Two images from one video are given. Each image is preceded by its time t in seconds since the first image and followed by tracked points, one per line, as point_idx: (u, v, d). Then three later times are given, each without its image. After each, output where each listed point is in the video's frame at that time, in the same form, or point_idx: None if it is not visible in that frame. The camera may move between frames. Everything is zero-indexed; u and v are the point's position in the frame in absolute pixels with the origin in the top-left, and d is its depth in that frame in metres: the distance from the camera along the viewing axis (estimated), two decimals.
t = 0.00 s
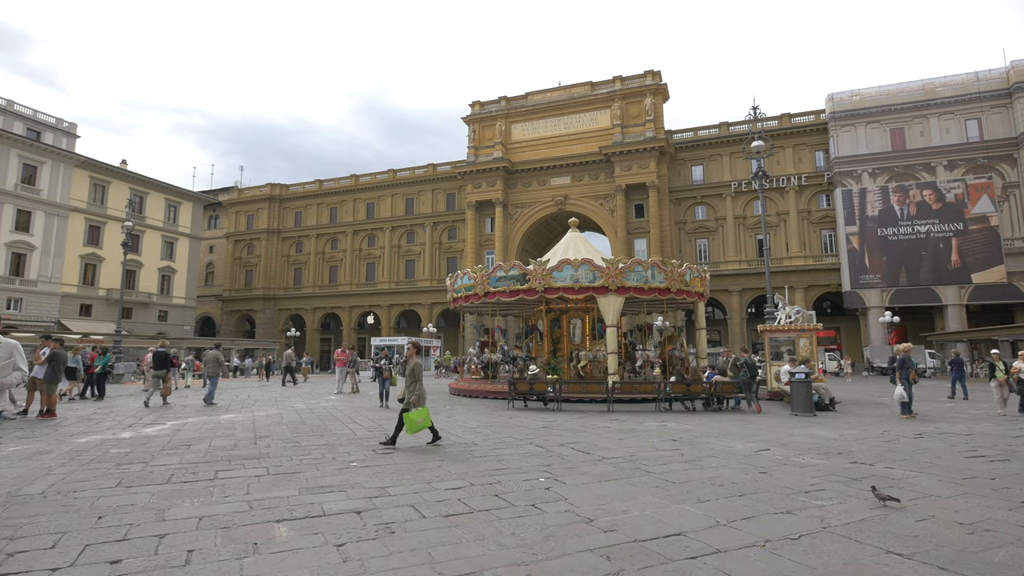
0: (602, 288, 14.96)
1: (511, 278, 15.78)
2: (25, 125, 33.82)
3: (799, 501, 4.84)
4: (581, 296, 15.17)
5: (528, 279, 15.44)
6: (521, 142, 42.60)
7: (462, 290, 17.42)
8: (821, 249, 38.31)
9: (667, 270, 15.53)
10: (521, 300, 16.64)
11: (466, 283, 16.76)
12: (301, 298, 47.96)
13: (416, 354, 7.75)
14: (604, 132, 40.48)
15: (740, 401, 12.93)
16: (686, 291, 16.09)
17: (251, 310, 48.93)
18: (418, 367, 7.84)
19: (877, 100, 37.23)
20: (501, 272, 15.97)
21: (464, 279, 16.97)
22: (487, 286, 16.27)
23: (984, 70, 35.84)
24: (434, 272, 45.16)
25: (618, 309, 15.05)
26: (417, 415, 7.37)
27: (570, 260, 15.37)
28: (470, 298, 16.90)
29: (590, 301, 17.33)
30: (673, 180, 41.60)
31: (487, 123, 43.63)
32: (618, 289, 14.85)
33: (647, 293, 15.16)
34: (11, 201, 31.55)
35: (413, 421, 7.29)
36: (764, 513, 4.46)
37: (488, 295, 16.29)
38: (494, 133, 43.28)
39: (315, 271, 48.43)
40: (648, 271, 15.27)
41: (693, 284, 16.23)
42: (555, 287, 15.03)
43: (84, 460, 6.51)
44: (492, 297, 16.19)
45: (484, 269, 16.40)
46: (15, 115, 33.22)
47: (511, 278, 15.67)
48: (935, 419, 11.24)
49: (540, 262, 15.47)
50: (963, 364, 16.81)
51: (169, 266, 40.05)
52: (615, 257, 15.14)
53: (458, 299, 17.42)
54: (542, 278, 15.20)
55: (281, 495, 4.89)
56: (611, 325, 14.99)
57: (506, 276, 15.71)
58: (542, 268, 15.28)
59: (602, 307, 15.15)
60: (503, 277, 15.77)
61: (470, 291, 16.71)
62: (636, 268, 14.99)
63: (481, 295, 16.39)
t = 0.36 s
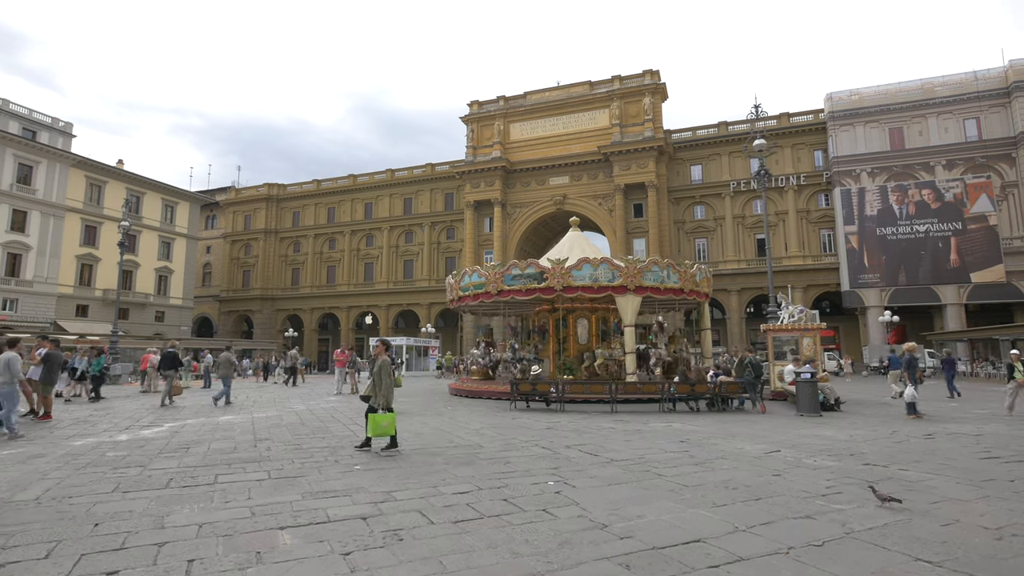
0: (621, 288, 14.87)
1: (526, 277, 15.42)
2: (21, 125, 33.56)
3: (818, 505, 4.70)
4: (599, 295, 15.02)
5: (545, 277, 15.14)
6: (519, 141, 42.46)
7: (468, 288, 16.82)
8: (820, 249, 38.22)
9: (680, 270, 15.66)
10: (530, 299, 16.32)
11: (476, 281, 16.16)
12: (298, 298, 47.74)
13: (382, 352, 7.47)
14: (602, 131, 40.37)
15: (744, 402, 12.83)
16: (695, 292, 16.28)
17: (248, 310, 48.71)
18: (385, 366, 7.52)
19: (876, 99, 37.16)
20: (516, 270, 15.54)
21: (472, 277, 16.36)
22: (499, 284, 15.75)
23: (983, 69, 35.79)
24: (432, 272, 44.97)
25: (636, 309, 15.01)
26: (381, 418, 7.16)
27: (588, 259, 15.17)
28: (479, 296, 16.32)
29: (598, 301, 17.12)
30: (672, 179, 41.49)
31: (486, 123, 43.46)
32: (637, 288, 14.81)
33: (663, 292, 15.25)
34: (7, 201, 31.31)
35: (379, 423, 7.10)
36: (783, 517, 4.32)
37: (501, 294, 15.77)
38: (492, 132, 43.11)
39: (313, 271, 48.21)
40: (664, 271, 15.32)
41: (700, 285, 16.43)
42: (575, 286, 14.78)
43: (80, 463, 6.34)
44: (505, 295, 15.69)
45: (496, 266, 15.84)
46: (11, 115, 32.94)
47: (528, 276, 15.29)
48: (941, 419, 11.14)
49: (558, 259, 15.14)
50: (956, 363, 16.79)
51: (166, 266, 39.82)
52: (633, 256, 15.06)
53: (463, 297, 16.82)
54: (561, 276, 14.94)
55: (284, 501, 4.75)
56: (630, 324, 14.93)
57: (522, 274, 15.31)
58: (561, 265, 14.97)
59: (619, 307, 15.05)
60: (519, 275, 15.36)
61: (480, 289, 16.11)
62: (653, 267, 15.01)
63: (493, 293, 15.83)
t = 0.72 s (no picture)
0: (637, 288, 14.77)
1: (543, 275, 15.16)
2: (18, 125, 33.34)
3: (837, 509, 4.58)
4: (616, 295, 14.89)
5: (563, 276, 14.92)
6: (518, 141, 42.33)
7: (477, 287, 16.41)
8: (820, 249, 38.13)
9: (692, 271, 15.73)
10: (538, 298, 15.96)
11: (487, 279, 15.77)
12: (297, 299, 47.55)
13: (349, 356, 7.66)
14: (602, 131, 40.27)
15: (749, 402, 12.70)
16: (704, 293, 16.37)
17: (247, 310, 48.50)
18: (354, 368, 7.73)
19: (876, 99, 37.10)
20: (531, 269, 15.24)
21: (483, 275, 15.97)
22: (513, 282, 15.42)
23: (982, 69, 35.76)
24: (431, 272, 44.82)
25: (652, 309, 14.91)
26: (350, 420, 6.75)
27: (605, 258, 15.02)
28: (490, 296, 15.93)
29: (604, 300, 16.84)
30: (672, 179, 41.37)
31: (485, 123, 43.32)
32: (654, 288, 14.75)
33: (677, 292, 15.27)
34: (4, 201, 31.10)
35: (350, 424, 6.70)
36: (804, 522, 4.20)
37: (515, 293, 15.44)
38: (491, 132, 42.98)
39: (311, 271, 48.04)
40: (678, 272, 15.33)
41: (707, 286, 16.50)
42: (594, 285, 14.64)
43: (77, 467, 6.18)
44: (520, 294, 15.37)
45: (510, 264, 15.51)
46: (8, 115, 32.74)
47: (545, 274, 15.01)
48: (948, 419, 11.04)
49: (575, 258, 14.94)
50: (951, 363, 16.79)
51: (164, 267, 39.62)
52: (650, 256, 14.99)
53: (473, 295, 16.40)
54: (579, 275, 14.75)
55: (288, 506, 4.61)
56: (646, 325, 14.78)
57: (539, 273, 15.03)
58: (579, 265, 14.79)
59: (635, 307, 14.92)
60: (535, 273, 15.08)
61: (492, 287, 15.73)
62: (669, 268, 14.99)
63: (507, 292, 15.49)
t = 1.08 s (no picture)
0: (657, 288, 14.79)
1: (563, 274, 14.92)
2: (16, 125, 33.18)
3: (861, 515, 4.45)
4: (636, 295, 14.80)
5: (584, 275, 14.73)
6: (518, 141, 42.21)
7: (490, 285, 15.99)
8: (821, 249, 38.02)
9: (703, 272, 15.93)
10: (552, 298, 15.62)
11: (503, 278, 15.39)
12: (296, 299, 47.37)
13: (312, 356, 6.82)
14: (602, 131, 40.15)
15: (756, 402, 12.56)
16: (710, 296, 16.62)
17: (246, 311, 48.33)
18: (319, 371, 6.89)
19: (876, 98, 36.99)
20: (550, 268, 14.96)
21: (498, 273, 15.57)
22: (531, 282, 15.10)
23: (983, 68, 35.67)
24: (431, 272, 44.68)
25: (672, 310, 14.97)
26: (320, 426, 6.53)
27: (625, 258, 14.94)
28: (504, 295, 15.58)
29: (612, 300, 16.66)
30: (672, 179, 41.27)
31: (485, 123, 43.18)
32: (673, 288, 14.79)
33: (692, 293, 15.40)
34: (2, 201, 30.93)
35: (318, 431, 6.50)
36: (827, 529, 4.06)
37: (533, 292, 15.08)
38: (491, 132, 42.85)
39: (310, 272, 47.88)
40: (692, 273, 15.49)
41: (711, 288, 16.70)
42: (617, 285, 14.46)
43: (76, 471, 6.03)
44: (538, 293, 15.03)
45: (528, 263, 15.19)
46: (7, 114, 32.58)
47: (565, 274, 14.77)
48: (958, 420, 10.92)
49: (596, 258, 14.80)
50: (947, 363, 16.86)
51: (163, 267, 39.47)
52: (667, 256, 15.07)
53: (485, 294, 15.96)
54: (601, 275, 14.62)
55: (293, 512, 4.46)
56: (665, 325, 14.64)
57: (559, 271, 14.75)
58: (600, 265, 14.66)
59: (655, 308, 14.98)
60: (555, 272, 14.80)
61: (507, 286, 15.36)
62: (685, 268, 15.14)
63: (524, 291, 15.14)
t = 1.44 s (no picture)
0: (676, 288, 14.84)
1: (584, 273, 14.71)
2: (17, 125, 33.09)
3: (887, 521, 4.29)
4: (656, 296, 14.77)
5: (606, 275, 14.57)
6: (520, 141, 42.06)
7: (505, 284, 15.61)
8: (824, 249, 37.84)
9: (714, 274, 16.13)
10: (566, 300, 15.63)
11: (521, 276, 15.05)
12: (297, 300, 47.26)
13: (278, 355, 6.53)
14: (603, 131, 40.00)
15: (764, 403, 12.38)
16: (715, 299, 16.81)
17: (247, 312, 48.19)
18: (280, 372, 6.57)
19: (879, 97, 36.80)
20: (572, 266, 14.75)
21: (516, 271, 15.20)
22: (551, 281, 14.84)
23: (986, 67, 35.48)
24: (433, 273, 44.55)
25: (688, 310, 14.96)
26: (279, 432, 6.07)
27: (644, 258, 14.90)
28: (522, 293, 15.24)
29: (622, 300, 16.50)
30: (674, 179, 41.09)
31: (486, 123, 43.03)
32: (692, 288, 14.90)
33: (706, 294, 15.55)
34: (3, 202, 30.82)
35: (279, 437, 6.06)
36: (855, 536, 3.90)
37: (554, 291, 14.81)
38: (493, 132, 42.72)
39: (311, 272, 47.75)
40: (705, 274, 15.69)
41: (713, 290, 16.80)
42: (639, 284, 14.37)
43: (74, 475, 5.88)
44: (558, 293, 14.77)
45: (548, 261, 14.93)
46: (7, 115, 32.48)
47: (587, 272, 14.62)
48: (970, 421, 10.75)
49: (618, 258, 14.68)
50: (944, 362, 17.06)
51: (164, 268, 39.34)
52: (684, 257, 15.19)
53: (500, 293, 15.54)
54: (624, 274, 14.49)
55: (299, 519, 4.30)
56: (683, 325, 14.67)
57: (582, 270, 14.59)
58: (623, 264, 14.55)
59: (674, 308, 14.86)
60: (578, 270, 14.60)
61: (526, 285, 15.07)
62: (702, 269, 15.30)
63: (544, 289, 14.83)
